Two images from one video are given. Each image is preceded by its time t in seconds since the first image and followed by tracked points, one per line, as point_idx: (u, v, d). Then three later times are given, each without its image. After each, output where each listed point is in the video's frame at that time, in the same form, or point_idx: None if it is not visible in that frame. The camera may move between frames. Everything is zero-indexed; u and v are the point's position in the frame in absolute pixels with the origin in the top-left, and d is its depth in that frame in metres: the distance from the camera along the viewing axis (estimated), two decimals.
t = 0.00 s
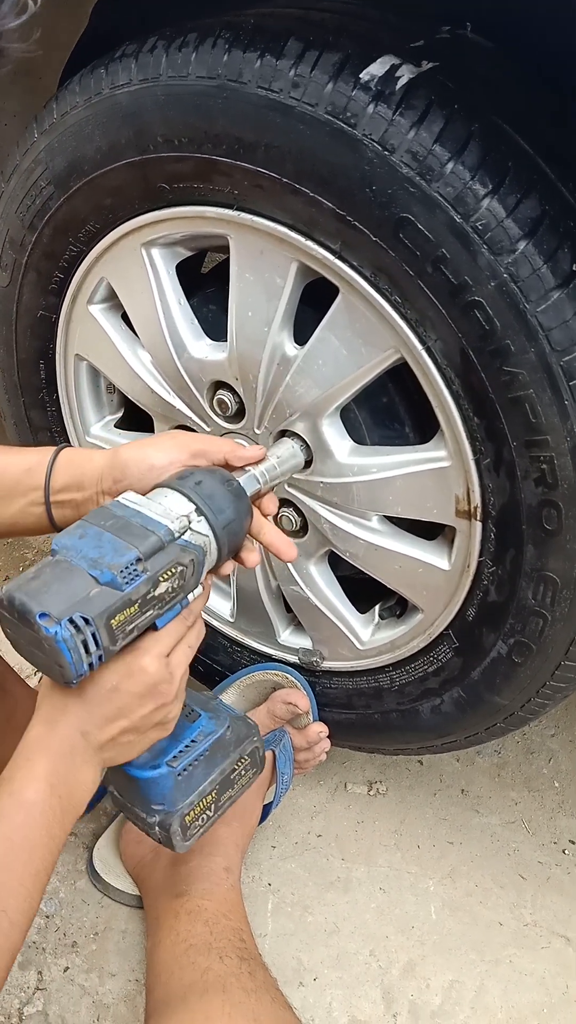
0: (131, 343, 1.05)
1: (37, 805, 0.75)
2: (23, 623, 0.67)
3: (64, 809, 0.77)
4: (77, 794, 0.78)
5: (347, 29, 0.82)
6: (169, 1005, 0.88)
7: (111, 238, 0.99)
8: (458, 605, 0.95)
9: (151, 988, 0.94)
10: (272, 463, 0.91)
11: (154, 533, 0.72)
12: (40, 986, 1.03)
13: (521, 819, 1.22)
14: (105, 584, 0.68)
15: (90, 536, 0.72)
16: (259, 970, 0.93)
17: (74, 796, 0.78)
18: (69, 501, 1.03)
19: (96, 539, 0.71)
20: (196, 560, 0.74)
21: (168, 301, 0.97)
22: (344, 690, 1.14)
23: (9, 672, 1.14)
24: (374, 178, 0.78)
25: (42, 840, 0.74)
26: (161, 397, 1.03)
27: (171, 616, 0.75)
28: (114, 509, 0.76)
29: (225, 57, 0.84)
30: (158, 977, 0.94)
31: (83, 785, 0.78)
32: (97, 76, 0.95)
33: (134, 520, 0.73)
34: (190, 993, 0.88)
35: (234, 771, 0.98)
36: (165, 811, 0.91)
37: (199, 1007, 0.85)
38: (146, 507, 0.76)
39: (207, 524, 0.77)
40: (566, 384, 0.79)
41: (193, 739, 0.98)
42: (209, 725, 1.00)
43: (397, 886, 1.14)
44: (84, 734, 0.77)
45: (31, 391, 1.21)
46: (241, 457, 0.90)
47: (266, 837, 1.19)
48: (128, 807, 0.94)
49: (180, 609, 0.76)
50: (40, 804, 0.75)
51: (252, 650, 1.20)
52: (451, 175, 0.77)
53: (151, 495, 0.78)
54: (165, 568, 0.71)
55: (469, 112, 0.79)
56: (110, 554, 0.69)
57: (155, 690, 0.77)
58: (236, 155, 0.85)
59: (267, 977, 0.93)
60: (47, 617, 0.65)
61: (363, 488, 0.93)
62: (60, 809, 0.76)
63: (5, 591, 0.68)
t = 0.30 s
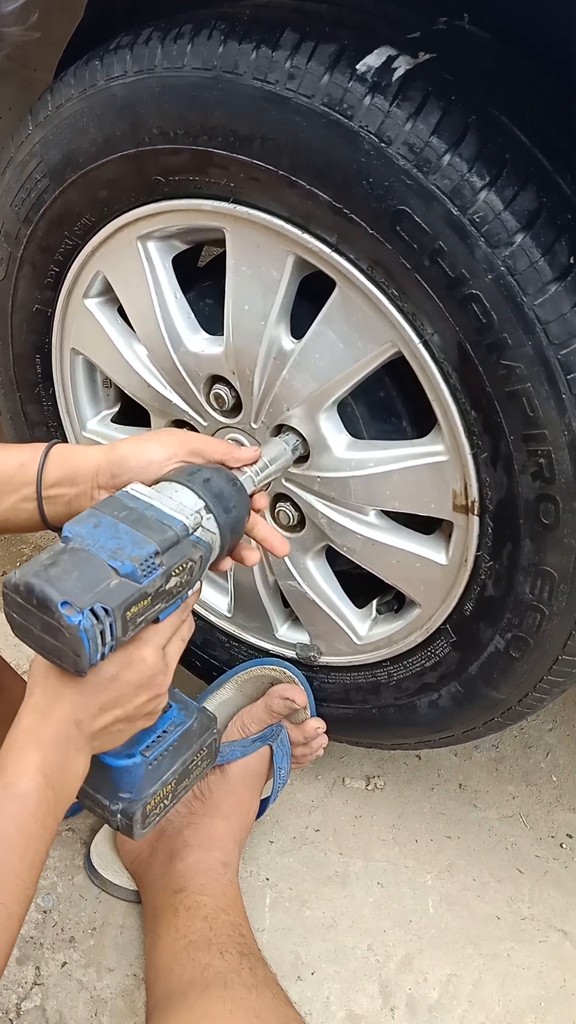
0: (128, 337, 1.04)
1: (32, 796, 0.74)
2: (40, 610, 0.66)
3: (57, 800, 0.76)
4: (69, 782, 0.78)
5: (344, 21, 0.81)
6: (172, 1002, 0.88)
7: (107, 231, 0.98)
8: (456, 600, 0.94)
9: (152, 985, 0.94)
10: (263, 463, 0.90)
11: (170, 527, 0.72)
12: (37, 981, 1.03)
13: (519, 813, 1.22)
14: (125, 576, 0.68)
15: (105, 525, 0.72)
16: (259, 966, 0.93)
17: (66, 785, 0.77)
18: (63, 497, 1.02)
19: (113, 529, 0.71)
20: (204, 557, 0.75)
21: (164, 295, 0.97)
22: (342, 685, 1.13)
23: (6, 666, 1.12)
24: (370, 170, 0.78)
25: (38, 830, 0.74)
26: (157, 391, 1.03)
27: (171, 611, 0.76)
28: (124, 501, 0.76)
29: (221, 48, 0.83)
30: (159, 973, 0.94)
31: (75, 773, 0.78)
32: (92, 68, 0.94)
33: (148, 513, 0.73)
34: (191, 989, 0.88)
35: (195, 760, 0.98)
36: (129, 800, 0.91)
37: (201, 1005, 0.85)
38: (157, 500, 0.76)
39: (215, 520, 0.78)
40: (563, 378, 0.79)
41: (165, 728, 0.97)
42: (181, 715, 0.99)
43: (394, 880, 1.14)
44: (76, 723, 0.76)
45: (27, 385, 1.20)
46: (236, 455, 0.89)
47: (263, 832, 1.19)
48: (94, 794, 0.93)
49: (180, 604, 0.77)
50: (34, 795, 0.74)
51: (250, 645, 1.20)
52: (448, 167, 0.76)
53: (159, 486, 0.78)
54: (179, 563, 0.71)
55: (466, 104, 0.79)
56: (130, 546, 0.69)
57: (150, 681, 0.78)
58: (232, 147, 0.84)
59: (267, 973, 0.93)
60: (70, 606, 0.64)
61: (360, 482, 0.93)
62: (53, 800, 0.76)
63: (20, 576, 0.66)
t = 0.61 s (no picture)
0: (128, 333, 1.04)
1: (40, 793, 0.74)
2: (56, 608, 0.65)
3: (63, 797, 0.76)
4: (75, 778, 0.78)
5: (343, 17, 0.81)
6: (168, 997, 0.89)
7: (107, 228, 0.98)
8: (455, 596, 0.95)
9: (150, 980, 0.95)
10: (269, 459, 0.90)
11: (184, 522, 0.72)
12: (38, 976, 1.03)
13: (518, 809, 1.23)
14: (141, 573, 0.67)
15: (118, 520, 0.71)
16: (256, 961, 0.93)
17: (72, 782, 0.78)
18: (65, 487, 1.02)
19: (127, 525, 0.71)
20: (215, 552, 0.75)
21: (163, 291, 0.97)
22: (342, 681, 1.14)
23: (5, 661, 1.12)
24: (370, 166, 0.78)
25: (45, 827, 0.74)
26: (157, 387, 1.03)
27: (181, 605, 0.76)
28: (135, 494, 0.75)
29: (220, 45, 0.84)
30: (157, 968, 0.95)
31: (82, 769, 0.79)
32: (91, 64, 0.94)
33: (161, 508, 0.73)
34: (188, 984, 0.89)
35: (188, 751, 0.99)
36: (127, 792, 0.90)
37: (196, 999, 0.86)
38: (168, 494, 0.76)
39: (225, 515, 0.78)
40: (563, 374, 0.79)
41: (163, 720, 0.97)
42: (178, 707, 1.00)
43: (394, 876, 1.14)
44: (85, 719, 0.77)
45: (27, 382, 1.20)
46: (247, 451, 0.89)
47: (264, 828, 1.19)
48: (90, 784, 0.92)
49: (190, 598, 0.78)
50: (42, 792, 0.74)
51: (250, 642, 1.20)
52: (448, 163, 0.76)
53: (169, 479, 0.78)
54: (192, 559, 0.72)
55: (466, 100, 0.79)
56: (146, 542, 0.69)
57: (159, 676, 0.78)
58: (232, 144, 0.84)
59: (265, 968, 0.93)
60: (87, 604, 0.64)
61: (360, 478, 0.93)
62: (59, 796, 0.76)
63: (36, 573, 0.66)
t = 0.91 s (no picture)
0: (127, 332, 1.05)
1: (67, 769, 0.74)
2: (86, 583, 0.67)
3: (87, 772, 0.77)
4: (98, 756, 0.79)
5: (341, 17, 0.82)
6: (169, 993, 0.89)
7: (106, 227, 0.99)
8: (453, 593, 0.95)
9: (151, 976, 0.95)
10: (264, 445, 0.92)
11: (207, 504, 0.75)
12: (38, 973, 1.04)
13: (516, 806, 1.23)
14: (168, 550, 0.70)
15: (144, 501, 0.73)
16: (255, 956, 0.94)
17: (95, 758, 0.78)
18: (80, 486, 1.03)
19: (153, 505, 0.73)
20: (235, 533, 0.78)
21: (162, 290, 0.97)
22: (341, 679, 1.14)
23: (9, 661, 1.11)
24: (367, 166, 0.78)
25: (71, 803, 0.75)
26: (156, 386, 1.03)
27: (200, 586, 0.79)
28: (160, 476, 0.77)
29: (219, 45, 0.84)
30: (157, 965, 0.95)
31: (104, 746, 0.79)
32: (91, 65, 0.95)
33: (184, 490, 0.76)
34: (188, 979, 0.89)
35: (202, 732, 1.00)
36: (145, 771, 0.92)
37: (196, 994, 0.86)
38: (191, 477, 0.78)
39: (245, 499, 0.81)
40: (559, 372, 0.79)
41: (179, 701, 0.97)
42: (192, 688, 0.99)
43: (393, 872, 1.15)
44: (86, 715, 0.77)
45: (27, 381, 1.21)
46: (235, 429, 0.88)
47: (263, 825, 1.19)
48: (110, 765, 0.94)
49: (209, 579, 0.80)
50: (68, 768, 0.75)
51: (249, 639, 1.21)
52: (445, 163, 0.77)
53: (191, 464, 0.81)
54: (215, 539, 0.74)
55: (463, 100, 0.79)
56: (172, 521, 0.71)
57: (179, 653, 0.81)
58: (230, 144, 0.85)
59: (265, 963, 0.93)
60: (119, 579, 0.66)
61: (358, 476, 0.93)
62: (84, 772, 0.76)
63: (67, 551, 0.68)
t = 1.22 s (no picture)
0: (129, 332, 1.05)
1: (83, 762, 0.74)
2: (100, 579, 0.67)
3: (103, 765, 0.77)
4: (112, 749, 0.79)
5: (343, 17, 0.82)
6: (168, 993, 0.89)
7: (107, 227, 0.99)
8: (455, 593, 0.95)
9: (151, 977, 0.95)
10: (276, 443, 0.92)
11: (218, 500, 0.75)
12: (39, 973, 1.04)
13: (518, 806, 1.23)
14: (180, 548, 0.70)
15: (157, 498, 0.73)
16: (255, 958, 0.94)
17: (110, 752, 0.78)
18: (98, 480, 1.02)
19: (165, 503, 0.73)
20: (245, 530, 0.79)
21: (164, 290, 0.97)
22: (342, 679, 1.14)
23: (11, 663, 1.11)
24: (370, 166, 0.78)
25: (88, 796, 0.74)
26: (158, 386, 1.03)
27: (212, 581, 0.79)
28: (171, 472, 0.78)
29: (221, 45, 0.84)
30: (157, 966, 0.95)
31: (117, 740, 0.80)
32: (93, 65, 0.95)
33: (196, 487, 0.76)
34: (188, 981, 0.89)
35: (209, 723, 1.01)
36: (154, 761, 0.93)
37: (195, 996, 0.86)
38: (202, 474, 0.79)
39: (255, 495, 0.82)
40: (561, 371, 0.79)
41: (188, 692, 0.99)
42: (202, 682, 1.02)
43: (395, 873, 1.14)
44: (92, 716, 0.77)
45: (28, 381, 1.21)
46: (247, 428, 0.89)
47: (264, 825, 1.19)
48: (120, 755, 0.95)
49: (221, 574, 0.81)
50: (85, 761, 0.74)
51: (250, 639, 1.21)
52: (447, 163, 0.77)
53: (202, 460, 0.82)
54: (226, 535, 0.75)
55: (465, 100, 0.79)
56: (184, 518, 0.71)
57: (192, 650, 0.81)
58: (232, 144, 0.85)
59: (264, 965, 0.93)
60: (132, 576, 0.66)
61: (359, 476, 0.93)
62: (100, 765, 0.76)
63: (81, 547, 0.67)
